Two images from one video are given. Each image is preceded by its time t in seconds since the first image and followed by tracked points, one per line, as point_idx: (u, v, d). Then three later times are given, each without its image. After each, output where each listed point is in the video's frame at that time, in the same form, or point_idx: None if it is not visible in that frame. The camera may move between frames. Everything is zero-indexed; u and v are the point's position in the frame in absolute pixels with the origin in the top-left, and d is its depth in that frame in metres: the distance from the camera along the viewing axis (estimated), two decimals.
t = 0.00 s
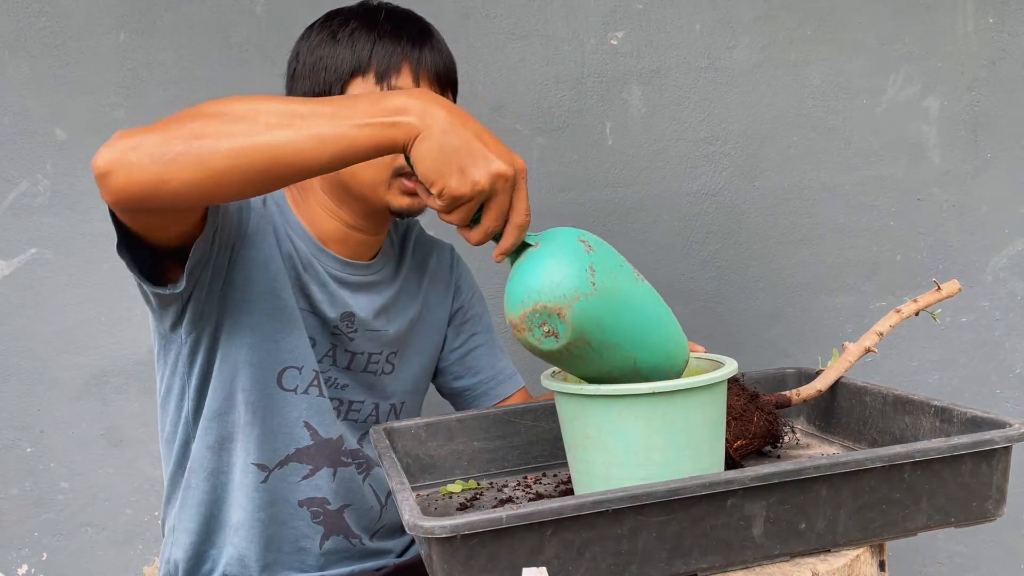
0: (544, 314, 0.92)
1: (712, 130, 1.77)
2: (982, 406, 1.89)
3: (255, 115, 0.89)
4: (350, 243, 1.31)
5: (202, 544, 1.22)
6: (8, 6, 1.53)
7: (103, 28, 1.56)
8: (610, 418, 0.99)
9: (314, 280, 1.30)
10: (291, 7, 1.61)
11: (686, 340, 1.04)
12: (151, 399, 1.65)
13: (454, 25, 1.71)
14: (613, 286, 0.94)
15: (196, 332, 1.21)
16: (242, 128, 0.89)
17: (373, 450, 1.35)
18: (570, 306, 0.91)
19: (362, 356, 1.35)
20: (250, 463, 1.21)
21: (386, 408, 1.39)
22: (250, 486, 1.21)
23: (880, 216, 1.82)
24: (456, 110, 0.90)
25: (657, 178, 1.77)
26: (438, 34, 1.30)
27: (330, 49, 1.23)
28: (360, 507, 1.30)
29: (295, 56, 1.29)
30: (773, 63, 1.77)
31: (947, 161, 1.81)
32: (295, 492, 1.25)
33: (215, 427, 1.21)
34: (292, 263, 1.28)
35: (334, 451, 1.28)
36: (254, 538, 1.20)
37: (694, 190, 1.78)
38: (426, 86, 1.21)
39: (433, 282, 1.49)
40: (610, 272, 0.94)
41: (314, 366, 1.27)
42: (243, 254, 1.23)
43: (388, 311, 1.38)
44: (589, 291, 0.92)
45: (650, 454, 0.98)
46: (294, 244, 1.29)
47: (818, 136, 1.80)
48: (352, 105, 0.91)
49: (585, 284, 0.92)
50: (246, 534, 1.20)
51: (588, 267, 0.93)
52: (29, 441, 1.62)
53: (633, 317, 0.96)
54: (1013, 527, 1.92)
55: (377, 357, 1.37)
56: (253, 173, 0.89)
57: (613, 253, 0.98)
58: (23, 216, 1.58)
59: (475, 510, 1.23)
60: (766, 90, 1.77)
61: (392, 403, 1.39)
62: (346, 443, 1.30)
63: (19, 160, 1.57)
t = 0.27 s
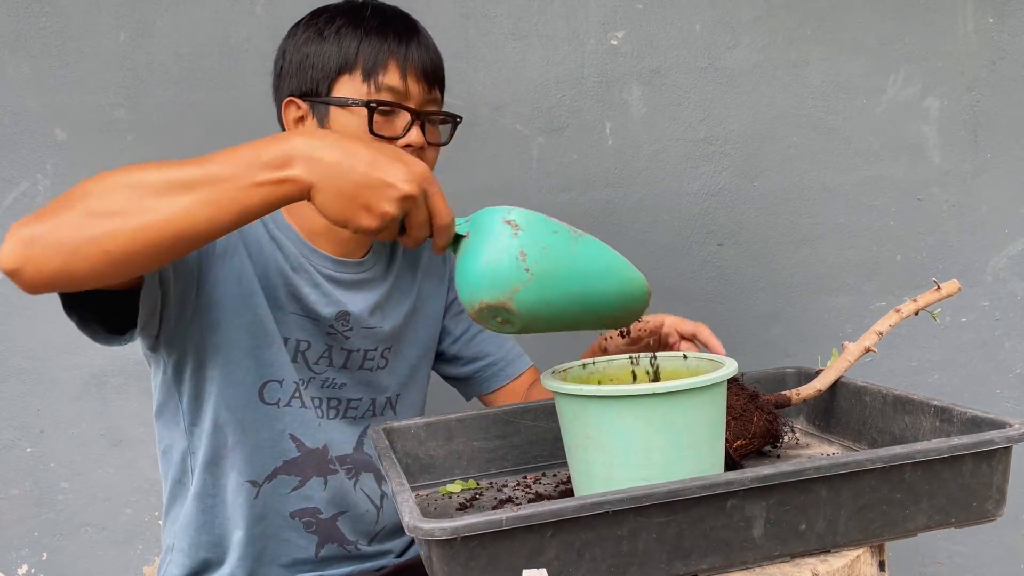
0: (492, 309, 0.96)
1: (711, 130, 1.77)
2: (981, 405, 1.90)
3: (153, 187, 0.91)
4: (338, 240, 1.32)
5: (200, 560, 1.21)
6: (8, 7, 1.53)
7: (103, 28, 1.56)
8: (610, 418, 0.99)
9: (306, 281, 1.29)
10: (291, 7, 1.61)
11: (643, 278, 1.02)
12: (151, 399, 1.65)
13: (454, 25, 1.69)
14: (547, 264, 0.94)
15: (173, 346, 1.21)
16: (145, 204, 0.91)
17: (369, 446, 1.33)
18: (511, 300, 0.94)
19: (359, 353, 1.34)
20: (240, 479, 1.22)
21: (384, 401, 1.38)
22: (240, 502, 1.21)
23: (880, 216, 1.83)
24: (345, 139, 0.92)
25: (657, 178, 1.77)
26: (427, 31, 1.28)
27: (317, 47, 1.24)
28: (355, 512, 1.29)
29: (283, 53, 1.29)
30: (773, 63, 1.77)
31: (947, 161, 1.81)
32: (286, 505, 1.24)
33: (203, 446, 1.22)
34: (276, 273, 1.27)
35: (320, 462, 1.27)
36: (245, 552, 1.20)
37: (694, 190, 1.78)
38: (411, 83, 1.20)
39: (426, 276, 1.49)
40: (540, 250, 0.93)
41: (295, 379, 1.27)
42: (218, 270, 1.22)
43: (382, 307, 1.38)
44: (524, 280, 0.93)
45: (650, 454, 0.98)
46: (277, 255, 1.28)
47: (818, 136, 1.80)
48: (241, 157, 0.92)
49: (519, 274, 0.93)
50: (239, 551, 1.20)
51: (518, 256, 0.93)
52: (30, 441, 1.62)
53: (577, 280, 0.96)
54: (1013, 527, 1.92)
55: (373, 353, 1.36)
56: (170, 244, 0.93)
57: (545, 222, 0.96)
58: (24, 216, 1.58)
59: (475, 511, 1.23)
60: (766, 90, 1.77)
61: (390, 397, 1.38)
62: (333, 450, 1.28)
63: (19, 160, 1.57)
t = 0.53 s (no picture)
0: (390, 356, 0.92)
1: (711, 130, 1.77)
2: (981, 405, 1.90)
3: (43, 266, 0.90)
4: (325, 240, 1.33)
5: None
6: (7, 6, 1.53)
7: (103, 28, 1.56)
8: (610, 419, 0.99)
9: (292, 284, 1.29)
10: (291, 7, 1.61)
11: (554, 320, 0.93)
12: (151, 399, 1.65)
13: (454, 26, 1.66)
14: (432, 305, 0.87)
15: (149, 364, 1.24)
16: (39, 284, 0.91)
17: (370, 444, 1.34)
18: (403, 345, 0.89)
19: (349, 352, 1.32)
20: (225, 501, 1.23)
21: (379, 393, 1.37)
22: (226, 526, 1.22)
23: (880, 216, 1.83)
24: (236, 195, 0.90)
25: (657, 178, 1.76)
26: (405, 22, 1.23)
27: (293, 46, 1.19)
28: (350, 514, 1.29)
29: (260, 53, 1.25)
30: (773, 63, 1.77)
31: (948, 161, 1.82)
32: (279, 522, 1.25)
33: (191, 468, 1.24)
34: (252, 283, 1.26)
35: (303, 473, 1.27)
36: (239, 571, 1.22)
37: (694, 190, 1.78)
38: (390, 80, 1.16)
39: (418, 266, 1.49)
40: (424, 291, 0.87)
41: (272, 394, 1.27)
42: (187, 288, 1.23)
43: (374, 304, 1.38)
44: (413, 328, 0.88)
45: (650, 454, 0.98)
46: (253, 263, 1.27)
47: (818, 136, 1.80)
48: (126, 226, 0.91)
49: (406, 322, 0.88)
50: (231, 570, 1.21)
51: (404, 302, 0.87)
52: (29, 442, 1.62)
53: (475, 326, 0.89)
54: (1013, 527, 1.93)
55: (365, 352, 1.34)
56: (76, 313, 0.93)
57: (436, 260, 0.88)
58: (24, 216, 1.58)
59: (475, 510, 1.23)
60: (766, 91, 1.77)
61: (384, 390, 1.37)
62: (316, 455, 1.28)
63: (18, 160, 1.56)
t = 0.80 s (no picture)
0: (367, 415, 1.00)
1: (711, 131, 1.77)
2: (981, 405, 1.90)
3: (20, 354, 0.95)
4: (306, 239, 1.27)
5: None
6: (7, 6, 1.53)
7: (103, 28, 1.56)
8: (610, 419, 0.99)
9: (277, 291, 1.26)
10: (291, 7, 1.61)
11: (507, 366, 1.03)
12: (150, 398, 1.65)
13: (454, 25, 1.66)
14: (406, 366, 0.96)
15: (129, 385, 1.23)
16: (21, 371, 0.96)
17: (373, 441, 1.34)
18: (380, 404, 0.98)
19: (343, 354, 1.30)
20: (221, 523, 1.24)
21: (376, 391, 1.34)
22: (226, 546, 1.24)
23: (880, 216, 1.83)
24: (206, 272, 0.96)
25: (657, 178, 1.76)
26: (378, 14, 1.20)
27: (264, 45, 1.17)
28: (348, 515, 1.28)
29: (229, 53, 1.22)
30: (773, 63, 1.77)
31: (947, 161, 1.83)
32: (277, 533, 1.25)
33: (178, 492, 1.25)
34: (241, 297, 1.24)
35: (296, 480, 1.28)
36: None
37: (694, 190, 1.78)
38: (365, 75, 1.14)
39: (400, 250, 1.41)
40: (397, 354, 0.95)
41: (258, 411, 1.25)
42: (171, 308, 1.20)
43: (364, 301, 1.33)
44: (384, 388, 0.97)
45: (650, 454, 0.99)
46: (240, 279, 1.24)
47: (818, 136, 1.80)
48: (100, 310, 0.96)
49: (378, 383, 0.96)
50: None
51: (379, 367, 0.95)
52: (29, 441, 1.62)
53: (439, 379, 0.99)
54: (1012, 526, 1.93)
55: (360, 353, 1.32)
56: (58, 394, 0.98)
57: (402, 324, 0.96)
58: (24, 216, 1.58)
59: (475, 510, 1.23)
60: (766, 91, 1.77)
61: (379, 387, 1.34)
62: (310, 461, 1.28)
63: (18, 160, 1.56)
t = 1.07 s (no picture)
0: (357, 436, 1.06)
1: (711, 130, 1.77)
2: (981, 405, 1.91)
3: (17, 395, 0.99)
4: (289, 243, 1.27)
5: None
6: (7, 6, 1.53)
7: (104, 28, 1.56)
8: (610, 419, 0.99)
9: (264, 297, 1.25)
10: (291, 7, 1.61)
11: (493, 387, 1.09)
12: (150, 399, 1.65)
13: (455, 25, 1.66)
14: (393, 392, 1.02)
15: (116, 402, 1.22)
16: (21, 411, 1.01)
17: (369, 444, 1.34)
18: (368, 428, 1.04)
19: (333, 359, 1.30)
20: (210, 533, 1.25)
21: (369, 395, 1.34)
22: (218, 556, 1.25)
23: (880, 216, 1.84)
24: (192, 307, 1.01)
25: (657, 178, 1.76)
26: (351, 9, 1.20)
27: (238, 47, 1.17)
28: (345, 520, 1.28)
29: (204, 56, 1.22)
30: (773, 63, 1.77)
31: (947, 161, 1.83)
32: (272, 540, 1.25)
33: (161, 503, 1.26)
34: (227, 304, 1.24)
35: (290, 486, 1.28)
36: None
37: (694, 190, 1.78)
38: (343, 74, 1.14)
39: (389, 250, 1.40)
40: (383, 381, 1.01)
41: (242, 422, 1.25)
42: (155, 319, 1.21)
43: (350, 304, 1.33)
44: (372, 413, 1.02)
45: (650, 453, 0.99)
46: (224, 287, 1.24)
47: (818, 136, 1.80)
48: (91, 348, 1.00)
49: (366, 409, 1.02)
50: None
51: (365, 393, 1.00)
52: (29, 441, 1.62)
53: (423, 401, 1.04)
54: (1013, 526, 1.93)
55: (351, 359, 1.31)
56: (59, 430, 1.03)
57: (388, 350, 1.00)
58: (24, 216, 1.58)
59: (475, 510, 1.23)
60: (766, 91, 1.78)
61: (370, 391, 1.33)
62: (303, 468, 1.28)
63: (19, 160, 1.56)
